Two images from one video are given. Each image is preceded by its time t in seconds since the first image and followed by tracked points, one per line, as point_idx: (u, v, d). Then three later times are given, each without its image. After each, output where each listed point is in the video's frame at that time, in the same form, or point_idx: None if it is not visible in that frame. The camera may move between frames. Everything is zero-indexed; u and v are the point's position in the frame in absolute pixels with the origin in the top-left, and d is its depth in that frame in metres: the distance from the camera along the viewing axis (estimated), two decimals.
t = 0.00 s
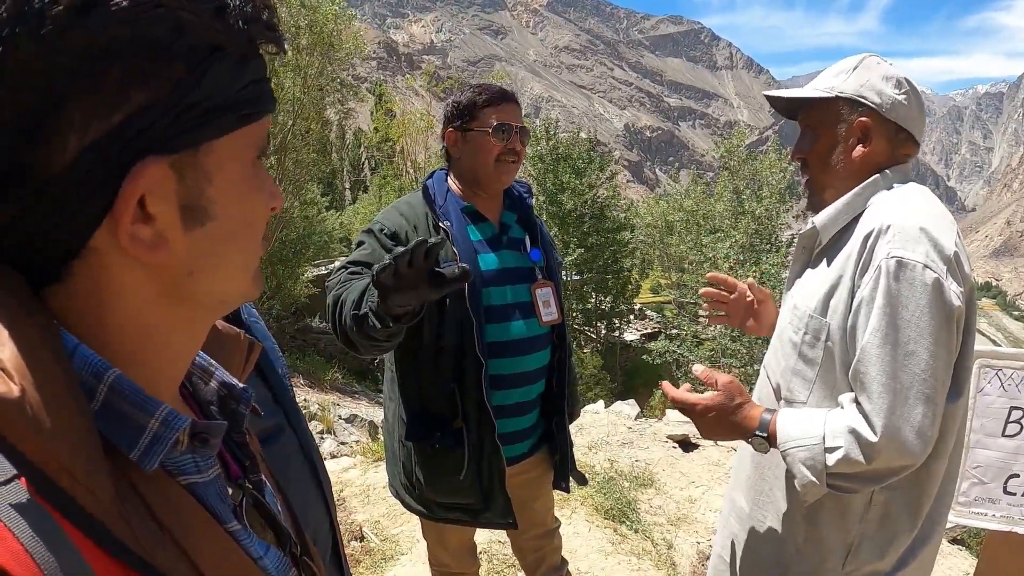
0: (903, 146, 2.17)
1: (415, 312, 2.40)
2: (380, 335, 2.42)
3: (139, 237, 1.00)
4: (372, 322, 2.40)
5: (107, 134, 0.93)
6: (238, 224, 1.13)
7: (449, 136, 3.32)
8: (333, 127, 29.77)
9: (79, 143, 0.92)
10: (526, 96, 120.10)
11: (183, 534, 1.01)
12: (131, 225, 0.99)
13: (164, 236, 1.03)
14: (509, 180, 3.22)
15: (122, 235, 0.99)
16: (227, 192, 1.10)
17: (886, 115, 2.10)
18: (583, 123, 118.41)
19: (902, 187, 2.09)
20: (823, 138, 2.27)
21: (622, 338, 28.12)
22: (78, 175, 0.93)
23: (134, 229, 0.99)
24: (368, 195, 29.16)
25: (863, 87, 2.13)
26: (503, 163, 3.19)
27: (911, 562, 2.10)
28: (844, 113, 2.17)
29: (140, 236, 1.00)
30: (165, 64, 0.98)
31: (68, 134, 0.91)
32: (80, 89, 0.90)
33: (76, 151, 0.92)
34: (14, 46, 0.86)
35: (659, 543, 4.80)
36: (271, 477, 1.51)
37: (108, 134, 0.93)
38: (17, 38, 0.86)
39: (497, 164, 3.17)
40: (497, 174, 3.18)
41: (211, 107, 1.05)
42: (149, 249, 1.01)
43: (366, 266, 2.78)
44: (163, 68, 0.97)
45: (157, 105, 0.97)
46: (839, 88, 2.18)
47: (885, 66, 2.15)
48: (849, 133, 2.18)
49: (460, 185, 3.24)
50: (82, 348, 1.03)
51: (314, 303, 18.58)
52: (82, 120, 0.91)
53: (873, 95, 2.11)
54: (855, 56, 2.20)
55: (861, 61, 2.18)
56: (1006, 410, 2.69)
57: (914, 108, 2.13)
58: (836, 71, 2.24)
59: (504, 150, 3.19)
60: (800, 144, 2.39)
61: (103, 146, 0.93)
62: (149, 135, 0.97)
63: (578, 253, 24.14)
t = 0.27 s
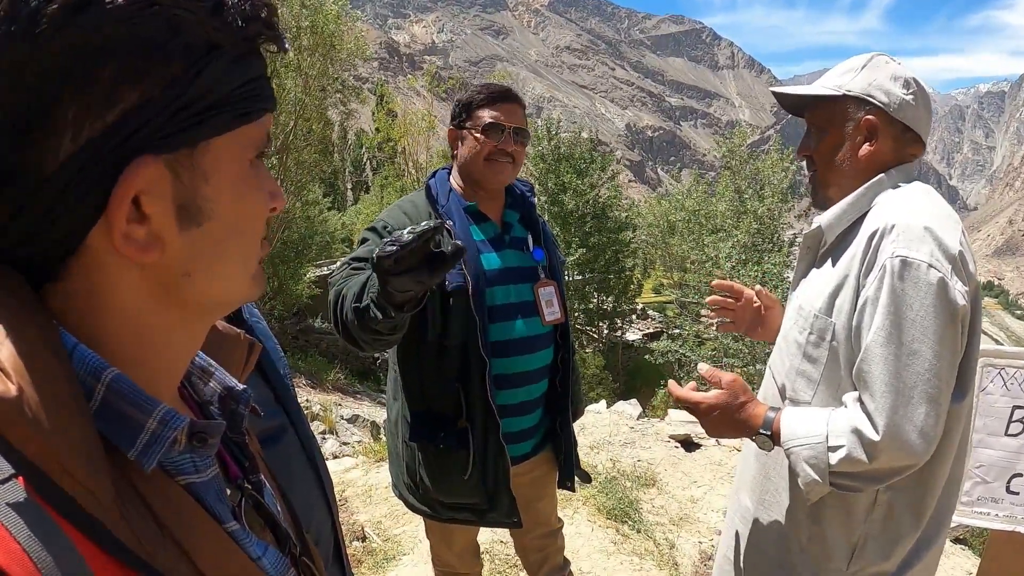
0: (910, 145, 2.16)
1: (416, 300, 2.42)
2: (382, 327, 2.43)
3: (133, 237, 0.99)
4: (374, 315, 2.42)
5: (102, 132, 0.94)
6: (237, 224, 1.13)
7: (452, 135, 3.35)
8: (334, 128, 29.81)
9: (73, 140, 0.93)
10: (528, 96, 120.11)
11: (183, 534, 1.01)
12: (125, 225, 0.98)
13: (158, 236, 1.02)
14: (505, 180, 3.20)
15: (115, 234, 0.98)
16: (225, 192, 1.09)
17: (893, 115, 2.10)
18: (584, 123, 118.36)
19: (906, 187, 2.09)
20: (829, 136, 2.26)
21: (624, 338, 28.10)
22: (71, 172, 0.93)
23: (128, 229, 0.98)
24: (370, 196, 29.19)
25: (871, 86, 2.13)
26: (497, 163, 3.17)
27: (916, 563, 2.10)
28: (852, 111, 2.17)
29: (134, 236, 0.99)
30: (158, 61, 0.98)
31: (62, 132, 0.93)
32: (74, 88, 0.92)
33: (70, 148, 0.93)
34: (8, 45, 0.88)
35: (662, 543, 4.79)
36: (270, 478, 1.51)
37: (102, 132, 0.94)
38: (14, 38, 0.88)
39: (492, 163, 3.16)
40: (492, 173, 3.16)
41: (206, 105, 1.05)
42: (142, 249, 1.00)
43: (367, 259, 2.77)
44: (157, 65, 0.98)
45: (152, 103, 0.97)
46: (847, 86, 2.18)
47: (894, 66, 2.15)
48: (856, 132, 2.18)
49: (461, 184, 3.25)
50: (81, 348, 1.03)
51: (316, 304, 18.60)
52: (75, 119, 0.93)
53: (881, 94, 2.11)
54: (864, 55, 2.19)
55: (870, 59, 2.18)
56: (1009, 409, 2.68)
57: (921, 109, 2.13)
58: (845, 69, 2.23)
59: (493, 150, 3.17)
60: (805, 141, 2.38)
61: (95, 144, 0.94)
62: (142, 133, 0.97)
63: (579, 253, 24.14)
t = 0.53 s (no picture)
0: (913, 147, 2.16)
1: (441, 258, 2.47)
2: (405, 295, 2.44)
3: (133, 239, 0.99)
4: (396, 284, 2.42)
5: (103, 133, 0.94)
6: (237, 227, 1.12)
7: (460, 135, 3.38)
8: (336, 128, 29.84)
9: (74, 140, 0.93)
10: (529, 97, 120.13)
11: (184, 536, 1.01)
12: (124, 227, 0.98)
13: (157, 238, 1.01)
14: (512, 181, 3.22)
15: (114, 237, 0.98)
16: (226, 195, 1.09)
17: (898, 116, 2.10)
18: (585, 123, 118.34)
19: (909, 187, 2.08)
20: (834, 135, 2.26)
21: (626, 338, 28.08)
22: (72, 172, 0.93)
23: (127, 231, 0.98)
24: (371, 196, 29.21)
25: (876, 87, 2.12)
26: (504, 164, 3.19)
27: (920, 564, 2.09)
28: (857, 112, 2.17)
29: (133, 238, 0.99)
30: (161, 62, 0.98)
31: (64, 132, 0.93)
32: (78, 91, 0.92)
33: (71, 149, 0.93)
34: (14, 44, 0.89)
35: (664, 543, 4.79)
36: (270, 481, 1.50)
37: (104, 133, 0.94)
38: (21, 39, 0.89)
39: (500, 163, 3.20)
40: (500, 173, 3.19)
41: (210, 108, 1.05)
42: (140, 252, 1.00)
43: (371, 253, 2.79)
44: (159, 66, 0.98)
45: (153, 105, 0.98)
46: (852, 86, 2.17)
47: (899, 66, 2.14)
48: (861, 132, 2.17)
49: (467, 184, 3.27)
50: (81, 351, 1.04)
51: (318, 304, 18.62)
52: (77, 119, 0.93)
53: (887, 95, 2.10)
54: (871, 55, 2.19)
55: (876, 59, 2.17)
56: (1011, 409, 2.67)
57: (927, 111, 2.12)
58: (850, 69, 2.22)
59: (490, 151, 3.21)
60: (810, 141, 2.38)
61: (96, 145, 0.94)
62: (144, 136, 0.97)
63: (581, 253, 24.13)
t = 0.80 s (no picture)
0: (914, 147, 2.16)
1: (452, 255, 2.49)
2: (422, 297, 2.44)
3: (130, 240, 0.99)
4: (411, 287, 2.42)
5: (101, 134, 0.94)
6: (236, 228, 1.12)
7: (457, 136, 3.32)
8: (337, 129, 29.85)
9: (72, 142, 0.93)
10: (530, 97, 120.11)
11: (182, 538, 1.00)
12: (122, 229, 0.98)
13: (155, 240, 1.01)
14: (518, 181, 3.25)
15: (112, 237, 0.97)
16: (224, 195, 1.09)
17: (899, 115, 2.10)
18: (586, 123, 118.32)
19: (907, 184, 2.08)
20: (834, 134, 2.25)
21: (627, 338, 28.07)
22: (70, 173, 0.93)
23: (125, 232, 0.98)
24: (372, 197, 29.20)
25: (878, 86, 2.12)
26: (510, 164, 3.21)
27: (922, 564, 2.09)
28: (858, 110, 2.16)
29: (130, 239, 0.99)
30: (160, 62, 0.97)
31: (62, 133, 0.92)
32: (76, 91, 0.91)
33: (68, 150, 0.93)
34: (13, 45, 0.88)
35: (665, 543, 4.78)
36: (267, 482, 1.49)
37: (102, 134, 0.94)
38: (20, 41, 0.88)
39: (506, 164, 3.21)
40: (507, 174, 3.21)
41: (209, 108, 1.05)
42: (138, 253, 0.99)
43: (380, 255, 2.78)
44: (157, 67, 0.97)
45: (152, 106, 0.97)
46: (854, 85, 2.17)
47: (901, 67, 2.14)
48: (862, 131, 2.17)
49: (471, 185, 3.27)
50: (80, 352, 1.04)
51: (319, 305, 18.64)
52: (75, 118, 0.92)
53: (888, 95, 2.10)
54: (872, 54, 2.19)
55: (878, 59, 2.18)
56: (1013, 409, 2.66)
57: (927, 111, 2.13)
58: (852, 68, 2.22)
59: (508, 152, 3.21)
60: (810, 139, 2.37)
61: (94, 146, 0.93)
62: (143, 136, 0.97)
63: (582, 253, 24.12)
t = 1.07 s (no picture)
0: (902, 141, 2.15)
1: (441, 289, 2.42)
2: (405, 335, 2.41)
3: (129, 240, 0.98)
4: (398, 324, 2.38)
5: (101, 134, 0.93)
6: (237, 228, 1.12)
7: (462, 135, 3.31)
8: (338, 129, 29.84)
9: (72, 142, 0.93)
10: (530, 96, 120.08)
11: (181, 538, 1.00)
12: (122, 228, 0.98)
13: (155, 240, 1.01)
14: (521, 182, 3.20)
15: (112, 238, 0.97)
16: (224, 195, 1.09)
17: (883, 111, 2.09)
18: (587, 122, 118.27)
19: (904, 183, 2.07)
20: (823, 138, 2.25)
21: (628, 338, 28.05)
22: (70, 172, 0.93)
23: (124, 232, 0.98)
24: (373, 197, 29.21)
25: (859, 84, 2.12)
26: (516, 165, 3.17)
27: (919, 563, 2.09)
28: (841, 112, 2.17)
29: (130, 239, 0.99)
30: (160, 63, 0.97)
31: (61, 133, 0.92)
32: (76, 91, 0.91)
33: (68, 150, 0.93)
34: (13, 45, 0.88)
35: (666, 543, 4.78)
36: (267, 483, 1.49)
37: (102, 134, 0.94)
38: (21, 42, 0.88)
39: (509, 164, 3.16)
40: (511, 174, 3.17)
41: (209, 109, 1.05)
42: (138, 253, 0.99)
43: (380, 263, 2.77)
44: (158, 67, 0.97)
45: (152, 106, 0.97)
46: (834, 88, 2.18)
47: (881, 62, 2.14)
48: (846, 131, 2.17)
49: (472, 184, 3.22)
50: (79, 352, 1.04)
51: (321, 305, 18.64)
52: (75, 118, 0.92)
53: (869, 93, 2.10)
54: (850, 54, 2.20)
55: (856, 58, 2.18)
56: (1015, 408, 2.65)
57: (912, 103, 2.11)
58: (832, 70, 2.23)
59: (516, 151, 3.18)
60: (801, 144, 2.37)
61: (94, 146, 0.93)
62: (143, 136, 0.97)
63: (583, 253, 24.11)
